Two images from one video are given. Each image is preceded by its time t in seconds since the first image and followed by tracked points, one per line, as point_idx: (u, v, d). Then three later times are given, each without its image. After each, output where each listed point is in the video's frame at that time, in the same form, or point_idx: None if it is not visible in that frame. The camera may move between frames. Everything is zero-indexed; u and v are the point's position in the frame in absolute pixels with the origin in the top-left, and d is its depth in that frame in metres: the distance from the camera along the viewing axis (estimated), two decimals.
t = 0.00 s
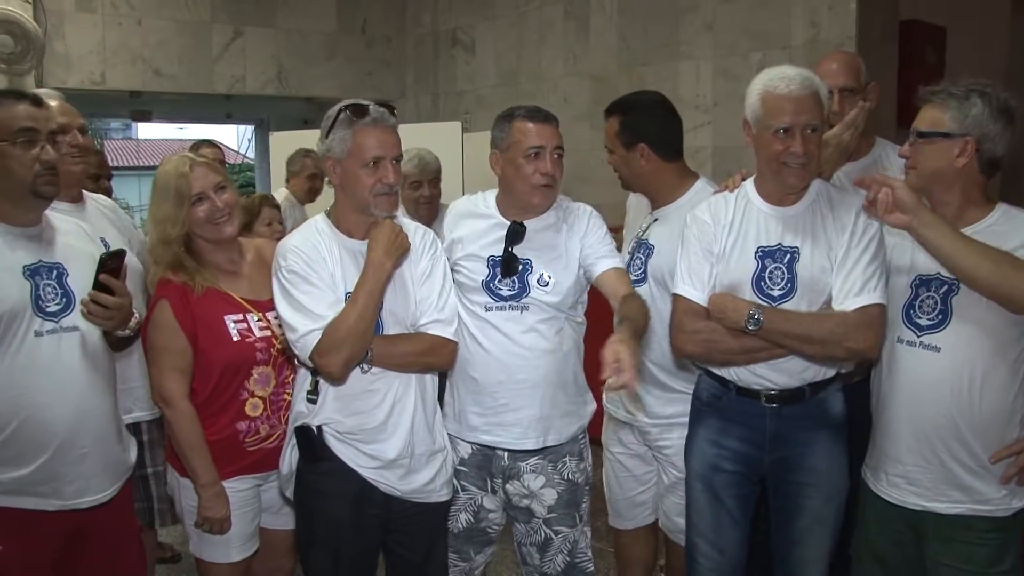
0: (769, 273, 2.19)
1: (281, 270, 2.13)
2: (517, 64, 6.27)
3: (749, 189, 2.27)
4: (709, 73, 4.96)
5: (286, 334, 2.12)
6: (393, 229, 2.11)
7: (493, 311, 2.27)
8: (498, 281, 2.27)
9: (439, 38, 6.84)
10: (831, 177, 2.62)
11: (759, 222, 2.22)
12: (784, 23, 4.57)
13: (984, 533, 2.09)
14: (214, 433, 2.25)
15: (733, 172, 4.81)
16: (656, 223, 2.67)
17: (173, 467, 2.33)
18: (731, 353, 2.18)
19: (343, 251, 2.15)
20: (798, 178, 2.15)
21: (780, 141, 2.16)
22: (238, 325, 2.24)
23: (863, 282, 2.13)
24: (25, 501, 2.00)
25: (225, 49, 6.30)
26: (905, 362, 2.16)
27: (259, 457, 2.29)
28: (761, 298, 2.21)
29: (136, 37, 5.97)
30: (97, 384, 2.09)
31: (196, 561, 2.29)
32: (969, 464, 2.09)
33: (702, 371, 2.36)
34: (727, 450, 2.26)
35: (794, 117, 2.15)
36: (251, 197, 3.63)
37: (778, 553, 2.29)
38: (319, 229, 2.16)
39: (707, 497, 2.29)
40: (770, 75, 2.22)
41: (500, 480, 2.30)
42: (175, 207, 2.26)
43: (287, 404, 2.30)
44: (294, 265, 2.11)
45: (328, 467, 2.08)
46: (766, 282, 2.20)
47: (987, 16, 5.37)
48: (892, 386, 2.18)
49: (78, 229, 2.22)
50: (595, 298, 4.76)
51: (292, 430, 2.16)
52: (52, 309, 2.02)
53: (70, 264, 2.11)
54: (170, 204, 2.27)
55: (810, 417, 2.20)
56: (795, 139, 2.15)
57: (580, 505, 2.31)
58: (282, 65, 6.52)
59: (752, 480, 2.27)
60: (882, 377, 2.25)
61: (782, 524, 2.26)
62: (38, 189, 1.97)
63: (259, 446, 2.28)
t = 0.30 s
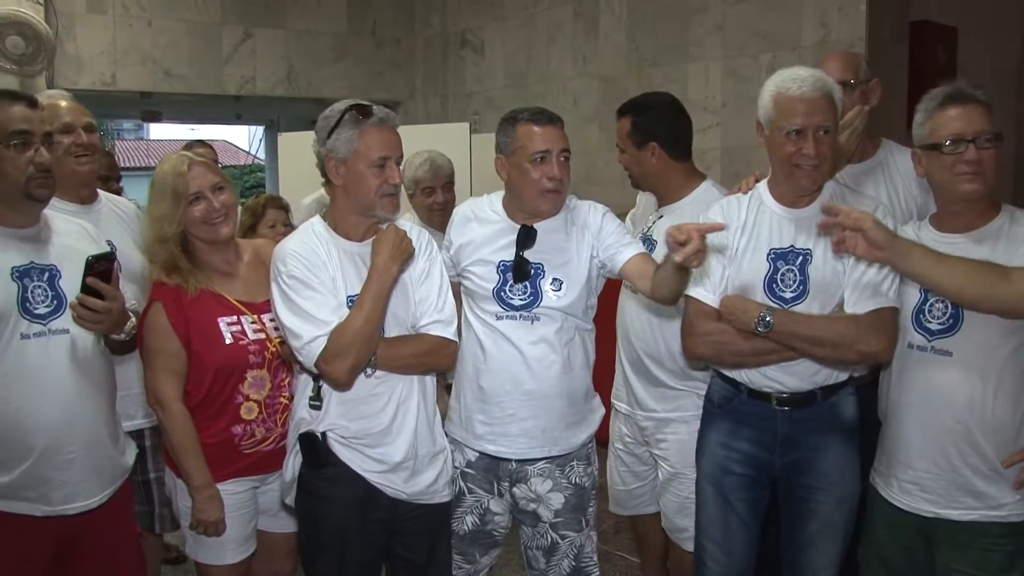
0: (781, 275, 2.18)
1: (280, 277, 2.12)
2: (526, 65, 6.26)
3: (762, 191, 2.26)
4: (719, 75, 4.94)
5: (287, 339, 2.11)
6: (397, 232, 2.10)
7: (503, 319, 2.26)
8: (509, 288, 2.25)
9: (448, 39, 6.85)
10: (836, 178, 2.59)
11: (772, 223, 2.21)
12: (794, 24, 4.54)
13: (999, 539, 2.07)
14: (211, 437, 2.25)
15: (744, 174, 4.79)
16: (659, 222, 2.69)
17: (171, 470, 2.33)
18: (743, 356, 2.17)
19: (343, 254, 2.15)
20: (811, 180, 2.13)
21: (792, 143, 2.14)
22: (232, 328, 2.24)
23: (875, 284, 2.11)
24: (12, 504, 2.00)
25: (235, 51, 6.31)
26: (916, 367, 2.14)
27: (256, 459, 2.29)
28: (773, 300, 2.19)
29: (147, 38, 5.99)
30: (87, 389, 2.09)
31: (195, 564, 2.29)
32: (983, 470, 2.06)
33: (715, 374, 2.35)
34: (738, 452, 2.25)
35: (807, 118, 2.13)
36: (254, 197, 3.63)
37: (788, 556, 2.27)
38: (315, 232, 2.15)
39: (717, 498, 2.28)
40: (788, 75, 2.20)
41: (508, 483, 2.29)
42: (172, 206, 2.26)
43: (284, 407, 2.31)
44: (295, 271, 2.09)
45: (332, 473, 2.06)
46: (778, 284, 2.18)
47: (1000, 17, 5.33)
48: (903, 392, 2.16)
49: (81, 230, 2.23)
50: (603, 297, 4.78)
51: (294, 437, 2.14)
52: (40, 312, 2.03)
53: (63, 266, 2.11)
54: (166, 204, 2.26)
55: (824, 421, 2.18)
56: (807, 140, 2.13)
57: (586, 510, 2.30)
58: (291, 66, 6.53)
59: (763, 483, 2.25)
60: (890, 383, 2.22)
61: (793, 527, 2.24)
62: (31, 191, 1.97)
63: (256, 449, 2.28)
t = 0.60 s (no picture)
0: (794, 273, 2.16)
1: (286, 278, 2.03)
2: (533, 63, 6.25)
3: (774, 188, 2.24)
4: (727, 71, 4.92)
5: (304, 346, 2.02)
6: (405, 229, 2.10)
7: (512, 321, 2.25)
8: (518, 290, 2.24)
9: (455, 37, 6.84)
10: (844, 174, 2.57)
11: (783, 219, 2.19)
12: (802, 20, 4.52)
13: (1013, 540, 2.06)
14: (213, 435, 2.24)
15: (752, 171, 4.77)
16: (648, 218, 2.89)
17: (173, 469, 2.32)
18: (754, 353, 2.14)
19: (342, 249, 2.09)
20: (821, 176, 2.12)
21: (803, 139, 2.13)
22: (232, 326, 2.24)
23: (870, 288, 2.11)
24: (10, 502, 2.00)
25: (242, 49, 6.32)
26: (928, 368, 2.12)
27: (259, 458, 2.29)
28: (784, 299, 2.17)
29: (154, 36, 6.00)
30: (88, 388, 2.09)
31: (199, 563, 2.27)
32: (997, 472, 2.04)
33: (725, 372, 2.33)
34: (745, 450, 2.24)
35: (818, 113, 2.12)
36: (258, 194, 3.62)
37: (795, 555, 2.26)
38: (313, 229, 2.08)
39: (725, 497, 2.26)
40: (802, 72, 2.17)
41: (514, 480, 2.28)
42: (191, 192, 2.27)
43: (285, 405, 2.32)
44: (304, 270, 2.02)
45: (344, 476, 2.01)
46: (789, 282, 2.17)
47: (1009, 12, 5.29)
48: (915, 394, 2.13)
49: (86, 228, 2.23)
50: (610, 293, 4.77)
51: (300, 446, 2.08)
52: (39, 309, 2.03)
53: (64, 263, 2.11)
54: (184, 190, 2.27)
55: (833, 419, 2.17)
56: (818, 137, 2.12)
57: (592, 507, 2.28)
58: (298, 64, 6.53)
59: (771, 482, 2.24)
60: (899, 385, 2.20)
61: (800, 525, 2.23)
62: (24, 188, 1.97)
63: (259, 447, 2.28)
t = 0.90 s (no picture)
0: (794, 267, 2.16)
1: (297, 275, 1.96)
2: (532, 60, 6.24)
3: (773, 182, 2.23)
4: (726, 66, 4.91)
5: (322, 343, 1.97)
6: (403, 221, 2.10)
7: (509, 323, 2.24)
8: (517, 290, 2.23)
9: (454, 34, 6.83)
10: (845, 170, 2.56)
11: (783, 214, 2.19)
12: (801, 15, 4.51)
13: (1013, 535, 2.05)
14: (233, 431, 2.24)
15: (751, 166, 4.76)
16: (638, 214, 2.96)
17: (184, 469, 2.28)
18: (752, 347, 2.13)
19: (340, 244, 2.04)
20: (816, 170, 2.12)
21: (794, 132, 2.13)
22: (254, 318, 2.24)
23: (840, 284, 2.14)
24: (5, 500, 2.01)
25: (240, 46, 6.31)
26: (928, 363, 2.11)
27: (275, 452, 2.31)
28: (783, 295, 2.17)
29: (152, 33, 5.99)
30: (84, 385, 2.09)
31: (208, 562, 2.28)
32: (997, 468, 2.04)
33: (723, 368, 2.33)
34: (745, 445, 2.23)
35: (809, 108, 2.11)
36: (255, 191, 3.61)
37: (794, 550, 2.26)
38: (309, 224, 2.01)
39: (725, 492, 2.26)
40: (796, 67, 2.16)
41: (514, 476, 2.28)
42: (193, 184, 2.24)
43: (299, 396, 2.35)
44: (316, 267, 1.96)
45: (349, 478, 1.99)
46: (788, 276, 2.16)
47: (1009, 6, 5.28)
48: (915, 387, 2.13)
49: (84, 225, 2.22)
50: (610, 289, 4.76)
51: (300, 454, 2.02)
52: (33, 307, 2.03)
53: (60, 261, 2.11)
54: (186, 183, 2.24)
55: (832, 414, 2.17)
56: (808, 130, 2.11)
57: (593, 503, 2.28)
58: (297, 61, 6.52)
59: (771, 477, 2.24)
60: (898, 380, 2.20)
61: (799, 520, 2.23)
62: (16, 184, 1.97)
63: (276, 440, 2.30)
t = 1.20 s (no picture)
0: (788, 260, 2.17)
1: (296, 275, 1.95)
2: (528, 55, 6.24)
3: (767, 175, 2.23)
4: (722, 61, 4.91)
5: (322, 343, 1.97)
6: (394, 216, 2.12)
7: (507, 322, 2.24)
8: (516, 289, 2.23)
9: (450, 30, 6.82)
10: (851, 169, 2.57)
11: (776, 207, 2.19)
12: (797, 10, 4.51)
13: (1012, 527, 2.05)
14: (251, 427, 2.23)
15: (747, 162, 4.76)
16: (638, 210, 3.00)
17: (197, 471, 2.23)
18: (745, 341, 2.14)
19: (332, 241, 2.04)
20: (807, 165, 2.13)
21: (784, 124, 2.12)
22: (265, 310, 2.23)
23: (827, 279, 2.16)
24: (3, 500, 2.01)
25: (236, 44, 6.30)
26: (926, 357, 2.11)
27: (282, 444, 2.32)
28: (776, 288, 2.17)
29: (147, 32, 5.98)
30: (82, 385, 2.08)
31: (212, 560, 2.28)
32: (996, 461, 2.04)
33: (719, 362, 2.33)
34: (741, 440, 2.23)
35: (799, 100, 2.11)
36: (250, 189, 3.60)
37: (791, 544, 2.26)
38: (303, 222, 2.00)
39: (721, 486, 2.27)
40: (788, 60, 2.16)
41: (513, 472, 2.28)
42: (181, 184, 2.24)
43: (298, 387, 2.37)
44: (315, 266, 1.95)
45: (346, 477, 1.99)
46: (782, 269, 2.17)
47: None
48: (913, 382, 2.13)
49: (82, 223, 2.22)
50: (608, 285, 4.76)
51: (299, 453, 2.01)
52: (29, 306, 2.03)
53: (56, 259, 2.10)
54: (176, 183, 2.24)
55: (827, 408, 2.17)
56: (797, 123, 2.11)
57: (591, 495, 2.29)
58: (292, 58, 6.51)
59: (767, 471, 2.24)
60: (896, 375, 2.20)
61: (796, 514, 2.23)
62: (11, 184, 1.97)
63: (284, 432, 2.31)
